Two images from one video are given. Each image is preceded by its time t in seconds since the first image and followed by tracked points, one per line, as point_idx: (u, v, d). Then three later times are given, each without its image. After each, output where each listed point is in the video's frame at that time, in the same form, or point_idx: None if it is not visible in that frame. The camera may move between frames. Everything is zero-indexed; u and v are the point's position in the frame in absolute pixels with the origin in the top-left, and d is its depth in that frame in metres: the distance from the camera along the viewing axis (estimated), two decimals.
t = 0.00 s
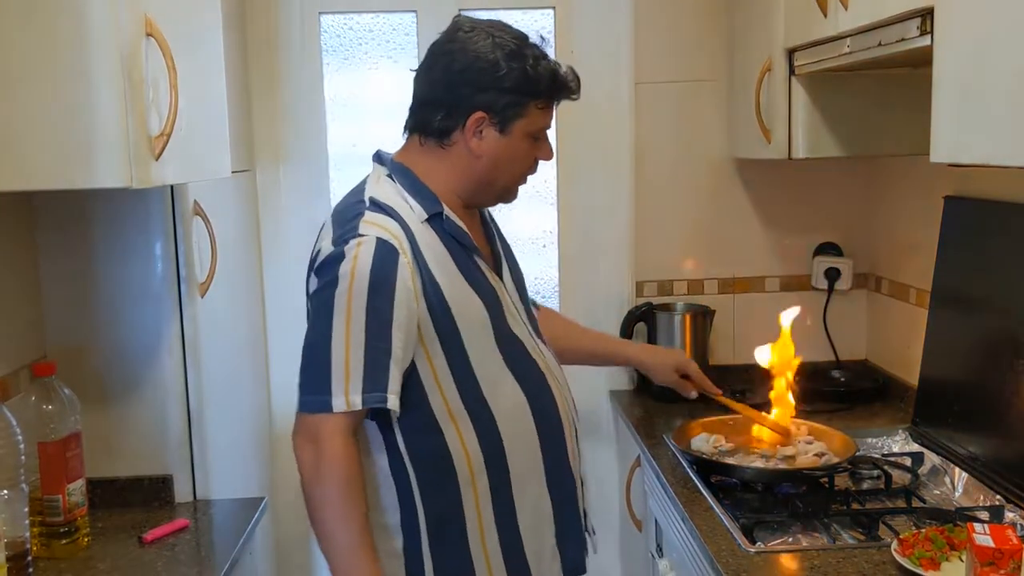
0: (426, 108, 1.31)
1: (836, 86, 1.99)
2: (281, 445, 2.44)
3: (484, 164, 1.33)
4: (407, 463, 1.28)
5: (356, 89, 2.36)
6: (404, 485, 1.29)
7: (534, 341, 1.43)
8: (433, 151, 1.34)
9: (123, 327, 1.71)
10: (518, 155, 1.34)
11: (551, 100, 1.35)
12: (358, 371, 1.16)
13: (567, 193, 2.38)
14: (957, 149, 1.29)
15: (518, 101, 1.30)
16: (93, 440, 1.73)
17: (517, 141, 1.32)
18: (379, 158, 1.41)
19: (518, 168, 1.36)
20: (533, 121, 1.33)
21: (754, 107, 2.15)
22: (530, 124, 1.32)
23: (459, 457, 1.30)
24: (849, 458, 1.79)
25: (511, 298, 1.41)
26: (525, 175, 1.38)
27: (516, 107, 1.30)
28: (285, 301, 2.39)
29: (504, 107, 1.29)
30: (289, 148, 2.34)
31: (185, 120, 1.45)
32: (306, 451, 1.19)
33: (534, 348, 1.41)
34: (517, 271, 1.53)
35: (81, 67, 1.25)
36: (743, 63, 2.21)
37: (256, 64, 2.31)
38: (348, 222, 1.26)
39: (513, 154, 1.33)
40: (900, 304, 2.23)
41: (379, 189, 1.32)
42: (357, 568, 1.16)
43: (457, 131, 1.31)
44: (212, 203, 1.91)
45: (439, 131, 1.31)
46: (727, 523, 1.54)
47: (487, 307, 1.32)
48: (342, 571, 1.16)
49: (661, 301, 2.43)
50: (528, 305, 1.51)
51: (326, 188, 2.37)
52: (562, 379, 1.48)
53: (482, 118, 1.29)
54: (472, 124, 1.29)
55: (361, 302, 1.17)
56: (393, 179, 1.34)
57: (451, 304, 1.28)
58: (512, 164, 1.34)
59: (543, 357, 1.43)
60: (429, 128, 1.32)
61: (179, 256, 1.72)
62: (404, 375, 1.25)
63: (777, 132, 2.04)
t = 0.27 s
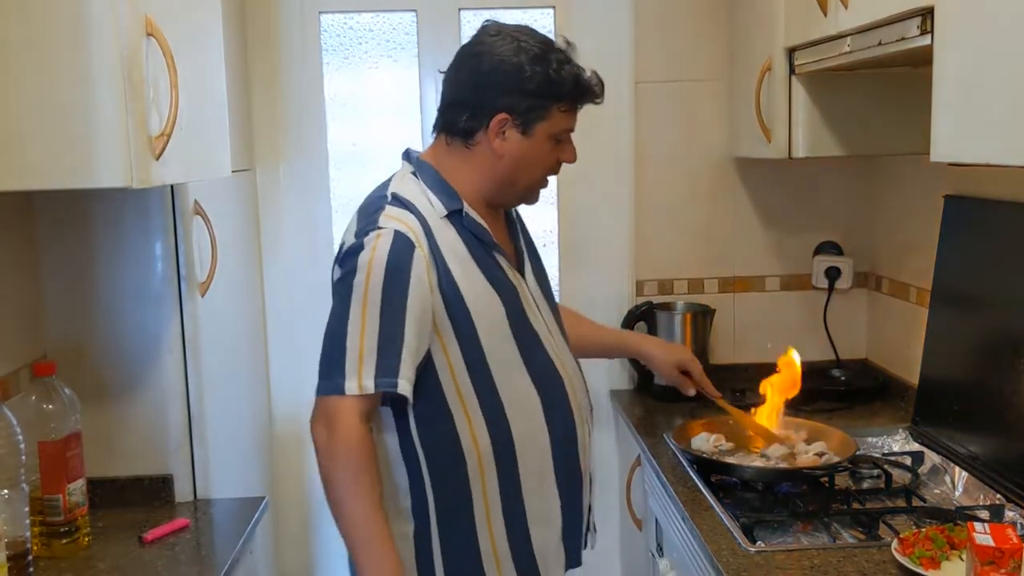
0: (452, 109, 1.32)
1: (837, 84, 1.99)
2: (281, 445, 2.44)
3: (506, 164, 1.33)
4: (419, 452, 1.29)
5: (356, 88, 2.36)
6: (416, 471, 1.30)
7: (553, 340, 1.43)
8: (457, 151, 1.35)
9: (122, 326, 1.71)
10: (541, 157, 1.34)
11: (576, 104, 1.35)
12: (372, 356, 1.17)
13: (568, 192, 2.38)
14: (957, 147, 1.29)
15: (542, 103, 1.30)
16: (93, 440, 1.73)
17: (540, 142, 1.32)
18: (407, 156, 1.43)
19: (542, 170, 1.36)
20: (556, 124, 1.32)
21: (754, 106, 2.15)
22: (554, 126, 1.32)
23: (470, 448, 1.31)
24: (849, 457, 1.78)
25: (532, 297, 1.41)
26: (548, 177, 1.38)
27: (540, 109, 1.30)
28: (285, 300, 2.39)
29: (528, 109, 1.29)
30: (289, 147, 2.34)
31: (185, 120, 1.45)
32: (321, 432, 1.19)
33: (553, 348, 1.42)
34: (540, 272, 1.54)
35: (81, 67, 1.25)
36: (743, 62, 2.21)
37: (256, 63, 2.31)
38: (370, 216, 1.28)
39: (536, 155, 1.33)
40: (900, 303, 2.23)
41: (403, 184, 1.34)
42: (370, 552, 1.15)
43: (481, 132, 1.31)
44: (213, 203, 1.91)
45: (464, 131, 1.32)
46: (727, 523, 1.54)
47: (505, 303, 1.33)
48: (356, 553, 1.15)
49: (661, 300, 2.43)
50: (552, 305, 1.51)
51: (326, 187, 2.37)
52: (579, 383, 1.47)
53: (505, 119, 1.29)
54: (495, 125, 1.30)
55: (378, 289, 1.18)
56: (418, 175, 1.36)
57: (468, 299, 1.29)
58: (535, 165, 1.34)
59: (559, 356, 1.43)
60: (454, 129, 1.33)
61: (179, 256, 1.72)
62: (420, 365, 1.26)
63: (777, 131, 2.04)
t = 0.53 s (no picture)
0: (485, 105, 1.40)
1: (837, 84, 1.99)
2: (281, 444, 2.44)
3: (532, 160, 1.40)
4: (442, 426, 1.36)
5: (356, 88, 2.36)
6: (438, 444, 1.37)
7: (574, 330, 1.49)
8: (487, 145, 1.43)
9: (122, 326, 1.71)
10: (565, 155, 1.40)
11: (602, 108, 1.41)
12: (401, 334, 1.25)
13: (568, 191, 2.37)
14: (957, 147, 1.29)
15: (569, 104, 1.37)
16: (93, 439, 1.73)
17: (564, 141, 1.39)
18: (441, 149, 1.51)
19: (566, 167, 1.42)
20: (582, 125, 1.39)
21: (754, 106, 2.15)
22: (579, 127, 1.39)
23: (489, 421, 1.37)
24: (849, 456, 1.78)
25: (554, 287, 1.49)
26: (572, 177, 1.44)
27: (566, 110, 1.37)
28: (285, 299, 2.39)
29: (555, 109, 1.36)
30: (289, 147, 2.34)
31: (185, 120, 1.45)
32: (348, 402, 1.28)
33: (574, 336, 1.48)
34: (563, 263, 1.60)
35: (81, 67, 1.25)
36: (743, 62, 2.21)
37: (256, 63, 2.31)
38: (404, 202, 1.35)
39: (561, 153, 1.40)
40: (900, 302, 2.23)
41: (435, 175, 1.42)
42: (390, 519, 1.22)
43: (510, 128, 1.38)
44: (213, 203, 1.91)
45: (495, 127, 1.39)
46: (727, 522, 1.54)
47: (529, 292, 1.39)
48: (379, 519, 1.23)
49: (661, 300, 2.43)
50: (574, 296, 1.58)
51: (326, 187, 2.38)
52: (598, 371, 1.53)
53: (532, 118, 1.36)
54: (523, 122, 1.37)
55: (406, 273, 1.26)
56: (449, 166, 1.44)
57: (493, 285, 1.35)
58: (559, 163, 1.41)
59: (579, 344, 1.49)
60: (486, 125, 1.40)
61: (179, 255, 1.72)
62: (446, 345, 1.34)
63: (777, 130, 2.04)
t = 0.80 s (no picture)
0: (503, 101, 1.47)
1: (837, 83, 1.98)
2: (280, 444, 2.43)
3: (543, 156, 1.46)
4: (446, 408, 1.42)
5: (355, 87, 2.36)
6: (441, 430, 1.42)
7: (579, 323, 1.53)
8: (502, 140, 1.49)
9: (122, 326, 1.71)
10: (575, 153, 1.46)
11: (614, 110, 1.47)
12: (406, 317, 1.32)
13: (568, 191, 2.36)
14: (958, 147, 1.29)
15: (580, 104, 1.43)
16: (93, 439, 1.73)
17: (575, 138, 1.45)
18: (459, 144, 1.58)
19: (576, 165, 1.48)
20: (593, 125, 1.45)
21: (754, 105, 2.14)
22: (590, 127, 1.45)
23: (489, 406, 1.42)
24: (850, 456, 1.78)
25: (560, 280, 1.53)
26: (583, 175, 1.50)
27: (578, 110, 1.43)
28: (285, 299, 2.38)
29: (567, 108, 1.43)
30: (289, 146, 2.33)
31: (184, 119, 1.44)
32: (356, 380, 1.34)
33: (578, 327, 1.52)
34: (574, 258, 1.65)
35: (81, 66, 1.25)
36: (743, 61, 2.21)
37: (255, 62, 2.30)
38: (417, 191, 1.43)
39: (572, 151, 1.46)
40: (900, 302, 2.23)
41: (449, 166, 1.49)
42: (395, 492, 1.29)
43: (523, 124, 1.45)
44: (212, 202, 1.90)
45: (510, 122, 1.46)
46: (727, 523, 1.54)
47: (532, 280, 1.44)
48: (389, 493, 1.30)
49: (661, 299, 2.43)
50: (581, 290, 1.62)
51: (326, 186, 2.38)
52: (601, 365, 1.54)
53: (545, 115, 1.43)
54: (536, 118, 1.43)
55: (412, 257, 1.33)
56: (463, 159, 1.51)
57: (498, 273, 1.41)
58: (570, 160, 1.47)
59: (584, 337, 1.52)
60: (502, 121, 1.47)
61: (178, 255, 1.72)
62: (451, 328, 1.40)
63: (777, 130, 2.04)
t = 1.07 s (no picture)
0: (505, 99, 1.48)
1: (837, 83, 1.99)
2: (281, 443, 2.44)
3: (542, 153, 1.46)
4: (443, 401, 1.43)
5: (355, 87, 2.36)
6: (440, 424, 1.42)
7: (579, 320, 1.53)
8: (504, 137, 1.50)
9: (122, 326, 1.71)
10: (575, 152, 1.46)
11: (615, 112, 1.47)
12: (405, 308, 1.32)
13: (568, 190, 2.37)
14: (958, 147, 1.29)
15: (580, 103, 1.43)
16: (93, 439, 1.73)
17: (574, 137, 1.45)
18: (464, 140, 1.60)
19: (576, 164, 1.48)
20: (593, 125, 1.45)
21: (754, 104, 2.14)
22: (590, 126, 1.45)
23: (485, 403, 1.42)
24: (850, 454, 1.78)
25: (561, 277, 1.53)
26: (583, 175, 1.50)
27: (577, 108, 1.43)
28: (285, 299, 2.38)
29: (566, 107, 1.43)
30: (289, 146, 2.33)
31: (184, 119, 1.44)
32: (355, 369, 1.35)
33: (577, 323, 1.51)
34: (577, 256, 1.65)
35: (80, 65, 1.25)
36: (743, 60, 2.21)
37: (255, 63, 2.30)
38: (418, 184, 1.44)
39: (570, 149, 1.46)
40: (900, 301, 2.23)
41: (453, 161, 1.50)
42: (392, 484, 1.29)
43: (524, 121, 1.46)
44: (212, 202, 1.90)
45: (511, 119, 1.47)
46: (727, 522, 1.54)
47: (532, 274, 1.45)
48: (383, 480, 1.30)
49: (661, 299, 2.43)
50: (582, 288, 1.62)
51: (326, 186, 2.38)
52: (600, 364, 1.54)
53: (544, 112, 1.43)
54: (535, 115, 1.44)
55: (413, 249, 1.34)
56: (466, 154, 1.52)
57: (497, 267, 1.42)
58: (569, 158, 1.47)
59: (583, 334, 1.52)
60: (504, 118, 1.48)
61: (178, 255, 1.72)
62: (449, 320, 1.41)
63: (777, 129, 2.04)
